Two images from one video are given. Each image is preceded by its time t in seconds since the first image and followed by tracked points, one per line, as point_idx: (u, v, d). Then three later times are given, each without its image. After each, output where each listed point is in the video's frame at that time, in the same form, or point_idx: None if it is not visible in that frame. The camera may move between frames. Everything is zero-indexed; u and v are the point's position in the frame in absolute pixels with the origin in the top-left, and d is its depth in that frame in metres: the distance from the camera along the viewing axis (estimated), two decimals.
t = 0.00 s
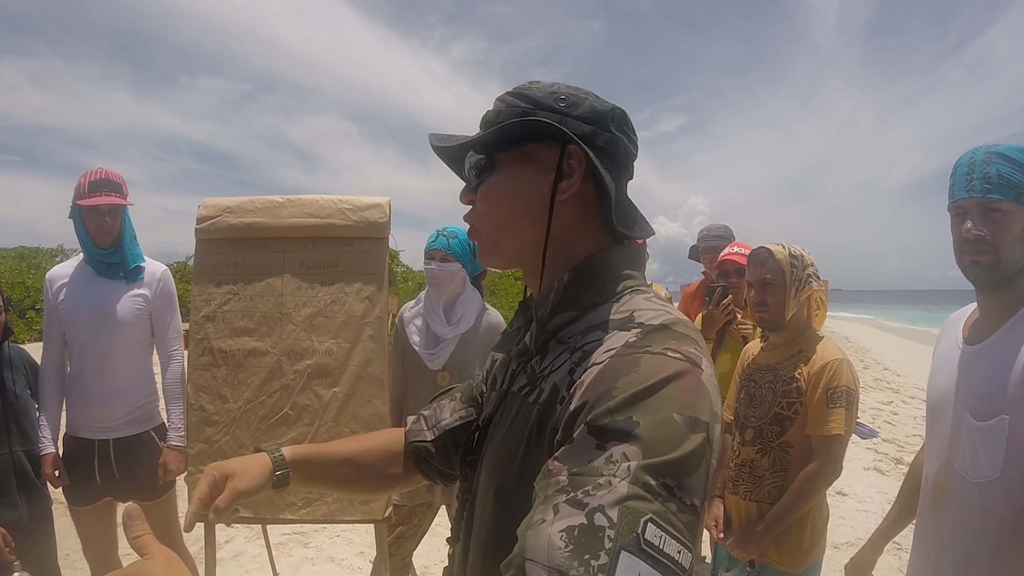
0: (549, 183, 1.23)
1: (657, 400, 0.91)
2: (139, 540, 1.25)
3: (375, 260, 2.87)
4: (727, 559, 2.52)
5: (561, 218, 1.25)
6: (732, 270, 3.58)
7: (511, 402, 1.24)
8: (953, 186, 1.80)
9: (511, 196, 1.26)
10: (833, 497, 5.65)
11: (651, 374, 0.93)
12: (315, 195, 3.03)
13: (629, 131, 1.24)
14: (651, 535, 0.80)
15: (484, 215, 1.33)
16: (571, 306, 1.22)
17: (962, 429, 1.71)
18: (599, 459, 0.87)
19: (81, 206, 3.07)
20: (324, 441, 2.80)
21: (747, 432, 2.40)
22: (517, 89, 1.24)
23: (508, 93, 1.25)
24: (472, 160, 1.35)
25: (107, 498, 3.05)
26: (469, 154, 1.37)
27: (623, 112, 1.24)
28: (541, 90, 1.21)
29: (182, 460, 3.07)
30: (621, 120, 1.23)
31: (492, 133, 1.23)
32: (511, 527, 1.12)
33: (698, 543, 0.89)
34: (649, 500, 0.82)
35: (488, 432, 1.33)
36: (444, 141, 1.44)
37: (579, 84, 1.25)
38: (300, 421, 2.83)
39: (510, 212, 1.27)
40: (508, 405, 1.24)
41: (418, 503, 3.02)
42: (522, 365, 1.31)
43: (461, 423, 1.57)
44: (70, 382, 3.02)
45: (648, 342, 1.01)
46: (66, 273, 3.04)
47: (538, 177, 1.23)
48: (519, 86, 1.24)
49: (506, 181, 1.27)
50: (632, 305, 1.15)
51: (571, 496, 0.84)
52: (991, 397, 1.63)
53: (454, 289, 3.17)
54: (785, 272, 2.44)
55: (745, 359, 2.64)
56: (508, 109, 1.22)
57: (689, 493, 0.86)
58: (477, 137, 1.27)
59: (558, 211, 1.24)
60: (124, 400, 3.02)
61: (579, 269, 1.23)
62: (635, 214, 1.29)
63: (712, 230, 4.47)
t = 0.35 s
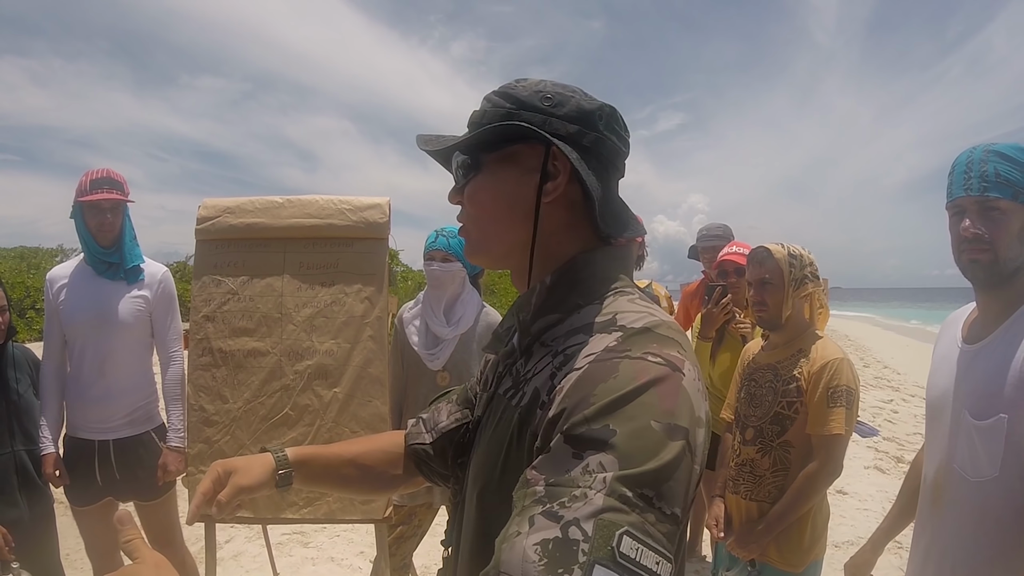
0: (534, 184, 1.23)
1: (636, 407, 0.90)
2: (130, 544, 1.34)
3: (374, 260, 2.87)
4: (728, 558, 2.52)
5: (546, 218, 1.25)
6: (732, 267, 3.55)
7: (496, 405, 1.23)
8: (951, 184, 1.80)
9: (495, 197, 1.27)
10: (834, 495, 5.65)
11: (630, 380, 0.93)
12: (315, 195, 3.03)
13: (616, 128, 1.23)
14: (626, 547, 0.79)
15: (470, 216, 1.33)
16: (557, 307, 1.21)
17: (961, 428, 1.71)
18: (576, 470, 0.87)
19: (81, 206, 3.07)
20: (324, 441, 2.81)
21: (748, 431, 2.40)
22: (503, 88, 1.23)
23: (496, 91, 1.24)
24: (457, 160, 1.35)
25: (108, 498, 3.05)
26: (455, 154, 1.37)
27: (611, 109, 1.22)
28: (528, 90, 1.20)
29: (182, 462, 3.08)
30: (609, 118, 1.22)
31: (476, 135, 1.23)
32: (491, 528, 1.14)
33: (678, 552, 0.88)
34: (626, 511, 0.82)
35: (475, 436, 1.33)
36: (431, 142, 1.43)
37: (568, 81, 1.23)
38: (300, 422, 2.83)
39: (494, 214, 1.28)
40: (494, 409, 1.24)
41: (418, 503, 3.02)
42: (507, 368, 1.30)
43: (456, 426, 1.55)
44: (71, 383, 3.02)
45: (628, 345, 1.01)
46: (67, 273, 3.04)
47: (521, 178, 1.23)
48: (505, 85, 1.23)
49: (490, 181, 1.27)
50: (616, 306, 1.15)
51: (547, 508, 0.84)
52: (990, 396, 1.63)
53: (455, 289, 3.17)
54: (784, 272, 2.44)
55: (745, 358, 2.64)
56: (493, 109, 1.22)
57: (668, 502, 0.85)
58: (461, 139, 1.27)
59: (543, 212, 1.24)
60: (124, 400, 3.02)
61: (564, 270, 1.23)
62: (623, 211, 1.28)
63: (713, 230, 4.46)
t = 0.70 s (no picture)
0: (523, 187, 1.23)
1: (621, 409, 0.90)
2: (127, 539, 1.34)
3: (375, 260, 2.87)
4: (730, 559, 2.52)
5: (534, 221, 1.25)
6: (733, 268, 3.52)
7: (487, 404, 1.24)
8: (951, 185, 1.80)
9: (486, 198, 1.28)
10: (835, 496, 5.64)
11: (616, 381, 0.93)
12: (316, 195, 3.04)
13: (613, 131, 1.21)
14: (606, 550, 0.80)
15: (465, 215, 1.35)
16: (549, 308, 1.21)
17: (962, 430, 1.71)
18: (559, 470, 0.88)
19: (83, 206, 3.08)
20: (326, 441, 2.82)
21: (748, 431, 2.41)
22: (500, 90, 1.24)
23: (494, 92, 1.25)
24: (455, 160, 1.37)
25: (110, 498, 3.05)
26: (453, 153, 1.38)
27: (607, 111, 1.20)
28: (523, 91, 1.21)
29: (182, 463, 3.09)
30: (604, 121, 1.20)
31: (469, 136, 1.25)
32: (481, 524, 1.16)
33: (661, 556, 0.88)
34: (607, 513, 0.82)
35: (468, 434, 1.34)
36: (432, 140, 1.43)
37: (565, 81, 1.22)
38: (302, 422, 2.83)
39: (486, 215, 1.29)
40: (485, 407, 1.25)
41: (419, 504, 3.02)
42: (500, 367, 1.31)
43: (455, 426, 1.54)
44: (71, 383, 3.02)
45: (618, 347, 1.01)
46: (68, 274, 3.05)
47: (512, 180, 1.24)
48: (503, 86, 1.24)
49: (483, 182, 1.28)
50: (608, 306, 1.14)
51: (529, 508, 0.85)
52: (992, 398, 1.64)
53: (457, 290, 3.20)
54: (783, 272, 2.44)
55: (746, 359, 2.64)
56: (489, 111, 1.23)
57: (651, 505, 0.85)
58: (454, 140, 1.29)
59: (531, 215, 1.24)
60: (125, 401, 3.02)
61: (557, 271, 1.23)
62: (619, 215, 1.26)
63: (713, 231, 4.46)
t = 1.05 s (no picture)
0: (514, 185, 1.23)
1: (615, 409, 0.90)
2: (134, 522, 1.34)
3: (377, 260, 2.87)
4: (731, 558, 2.52)
5: (528, 220, 1.24)
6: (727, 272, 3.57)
7: (484, 401, 1.24)
8: (955, 185, 1.79)
9: (478, 199, 1.27)
10: (836, 496, 5.63)
11: (610, 382, 0.93)
12: (317, 194, 3.04)
13: (604, 124, 1.21)
14: (595, 552, 0.79)
15: (458, 218, 1.35)
16: (547, 306, 1.21)
17: (966, 430, 1.71)
18: (551, 470, 0.88)
19: (84, 205, 3.08)
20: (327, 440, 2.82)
21: (749, 430, 2.40)
22: (487, 89, 1.24)
23: (480, 92, 1.25)
24: (446, 162, 1.36)
25: (109, 497, 3.06)
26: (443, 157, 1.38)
27: (597, 104, 1.20)
28: (510, 89, 1.21)
29: (184, 461, 3.05)
30: (594, 113, 1.20)
31: (458, 138, 1.25)
32: (474, 521, 1.16)
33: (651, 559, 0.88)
34: (596, 515, 0.82)
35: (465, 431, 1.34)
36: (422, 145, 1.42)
37: (552, 76, 1.22)
38: (304, 421, 2.83)
39: (478, 216, 1.29)
40: (482, 405, 1.24)
41: (420, 503, 3.02)
42: (498, 365, 1.30)
43: (455, 419, 1.54)
44: (71, 382, 3.02)
45: (613, 346, 1.01)
46: (69, 272, 3.05)
47: (503, 180, 1.24)
48: (490, 85, 1.24)
49: (474, 183, 1.28)
50: (604, 305, 1.14)
51: (519, 506, 0.85)
52: (996, 399, 1.63)
53: (459, 289, 3.19)
54: (785, 271, 2.44)
55: (746, 358, 2.63)
56: (476, 111, 1.23)
57: (643, 507, 0.85)
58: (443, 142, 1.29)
59: (525, 214, 1.24)
60: (126, 400, 3.02)
61: (554, 269, 1.22)
62: (614, 210, 1.25)
63: (714, 231, 4.45)
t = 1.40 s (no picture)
0: (503, 194, 1.23)
1: (619, 408, 0.90)
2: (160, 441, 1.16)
3: (378, 260, 2.87)
4: (733, 558, 2.52)
5: (521, 227, 1.24)
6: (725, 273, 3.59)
7: (485, 402, 1.23)
8: (958, 184, 1.79)
9: (468, 212, 1.27)
10: (837, 496, 5.62)
11: (613, 381, 0.93)
12: (318, 195, 3.04)
13: (587, 121, 1.20)
14: (602, 549, 0.79)
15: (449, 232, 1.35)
16: (546, 308, 1.21)
17: (969, 430, 1.70)
18: (556, 467, 0.87)
19: (85, 205, 3.08)
20: (329, 440, 2.83)
21: (751, 430, 2.40)
22: (463, 100, 1.23)
23: (456, 104, 1.25)
24: (433, 178, 1.36)
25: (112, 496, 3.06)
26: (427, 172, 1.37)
27: (579, 101, 1.19)
28: (488, 97, 1.20)
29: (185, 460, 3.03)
30: (576, 112, 1.19)
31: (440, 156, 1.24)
32: (475, 521, 1.16)
33: (656, 558, 0.88)
34: (603, 512, 0.81)
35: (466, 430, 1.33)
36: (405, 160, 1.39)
37: (529, 78, 1.21)
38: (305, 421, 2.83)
39: (470, 228, 1.28)
40: (483, 405, 1.24)
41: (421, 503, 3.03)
42: (498, 366, 1.30)
43: (455, 411, 1.55)
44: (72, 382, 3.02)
45: (615, 346, 1.01)
46: (69, 272, 3.05)
47: (491, 190, 1.24)
48: (465, 96, 1.23)
49: (461, 196, 1.27)
50: (604, 306, 1.14)
51: (524, 500, 0.84)
52: (999, 398, 1.63)
53: (460, 290, 3.20)
54: (788, 271, 2.44)
55: (748, 358, 2.63)
56: (455, 126, 1.22)
57: (649, 506, 0.85)
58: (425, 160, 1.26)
59: (517, 221, 1.24)
60: (127, 400, 3.03)
61: (554, 271, 1.22)
62: (606, 208, 1.25)
63: (714, 231, 4.45)
